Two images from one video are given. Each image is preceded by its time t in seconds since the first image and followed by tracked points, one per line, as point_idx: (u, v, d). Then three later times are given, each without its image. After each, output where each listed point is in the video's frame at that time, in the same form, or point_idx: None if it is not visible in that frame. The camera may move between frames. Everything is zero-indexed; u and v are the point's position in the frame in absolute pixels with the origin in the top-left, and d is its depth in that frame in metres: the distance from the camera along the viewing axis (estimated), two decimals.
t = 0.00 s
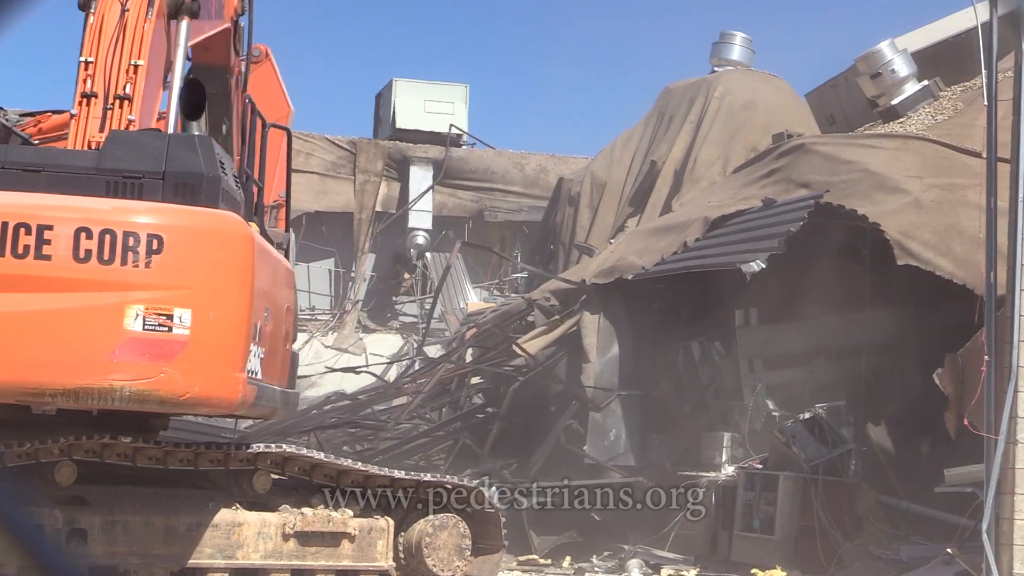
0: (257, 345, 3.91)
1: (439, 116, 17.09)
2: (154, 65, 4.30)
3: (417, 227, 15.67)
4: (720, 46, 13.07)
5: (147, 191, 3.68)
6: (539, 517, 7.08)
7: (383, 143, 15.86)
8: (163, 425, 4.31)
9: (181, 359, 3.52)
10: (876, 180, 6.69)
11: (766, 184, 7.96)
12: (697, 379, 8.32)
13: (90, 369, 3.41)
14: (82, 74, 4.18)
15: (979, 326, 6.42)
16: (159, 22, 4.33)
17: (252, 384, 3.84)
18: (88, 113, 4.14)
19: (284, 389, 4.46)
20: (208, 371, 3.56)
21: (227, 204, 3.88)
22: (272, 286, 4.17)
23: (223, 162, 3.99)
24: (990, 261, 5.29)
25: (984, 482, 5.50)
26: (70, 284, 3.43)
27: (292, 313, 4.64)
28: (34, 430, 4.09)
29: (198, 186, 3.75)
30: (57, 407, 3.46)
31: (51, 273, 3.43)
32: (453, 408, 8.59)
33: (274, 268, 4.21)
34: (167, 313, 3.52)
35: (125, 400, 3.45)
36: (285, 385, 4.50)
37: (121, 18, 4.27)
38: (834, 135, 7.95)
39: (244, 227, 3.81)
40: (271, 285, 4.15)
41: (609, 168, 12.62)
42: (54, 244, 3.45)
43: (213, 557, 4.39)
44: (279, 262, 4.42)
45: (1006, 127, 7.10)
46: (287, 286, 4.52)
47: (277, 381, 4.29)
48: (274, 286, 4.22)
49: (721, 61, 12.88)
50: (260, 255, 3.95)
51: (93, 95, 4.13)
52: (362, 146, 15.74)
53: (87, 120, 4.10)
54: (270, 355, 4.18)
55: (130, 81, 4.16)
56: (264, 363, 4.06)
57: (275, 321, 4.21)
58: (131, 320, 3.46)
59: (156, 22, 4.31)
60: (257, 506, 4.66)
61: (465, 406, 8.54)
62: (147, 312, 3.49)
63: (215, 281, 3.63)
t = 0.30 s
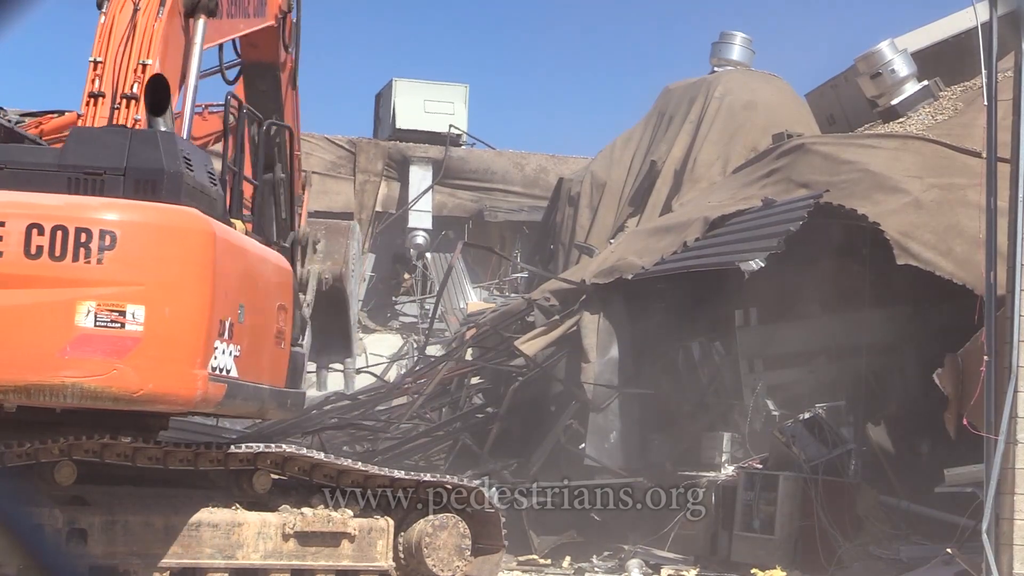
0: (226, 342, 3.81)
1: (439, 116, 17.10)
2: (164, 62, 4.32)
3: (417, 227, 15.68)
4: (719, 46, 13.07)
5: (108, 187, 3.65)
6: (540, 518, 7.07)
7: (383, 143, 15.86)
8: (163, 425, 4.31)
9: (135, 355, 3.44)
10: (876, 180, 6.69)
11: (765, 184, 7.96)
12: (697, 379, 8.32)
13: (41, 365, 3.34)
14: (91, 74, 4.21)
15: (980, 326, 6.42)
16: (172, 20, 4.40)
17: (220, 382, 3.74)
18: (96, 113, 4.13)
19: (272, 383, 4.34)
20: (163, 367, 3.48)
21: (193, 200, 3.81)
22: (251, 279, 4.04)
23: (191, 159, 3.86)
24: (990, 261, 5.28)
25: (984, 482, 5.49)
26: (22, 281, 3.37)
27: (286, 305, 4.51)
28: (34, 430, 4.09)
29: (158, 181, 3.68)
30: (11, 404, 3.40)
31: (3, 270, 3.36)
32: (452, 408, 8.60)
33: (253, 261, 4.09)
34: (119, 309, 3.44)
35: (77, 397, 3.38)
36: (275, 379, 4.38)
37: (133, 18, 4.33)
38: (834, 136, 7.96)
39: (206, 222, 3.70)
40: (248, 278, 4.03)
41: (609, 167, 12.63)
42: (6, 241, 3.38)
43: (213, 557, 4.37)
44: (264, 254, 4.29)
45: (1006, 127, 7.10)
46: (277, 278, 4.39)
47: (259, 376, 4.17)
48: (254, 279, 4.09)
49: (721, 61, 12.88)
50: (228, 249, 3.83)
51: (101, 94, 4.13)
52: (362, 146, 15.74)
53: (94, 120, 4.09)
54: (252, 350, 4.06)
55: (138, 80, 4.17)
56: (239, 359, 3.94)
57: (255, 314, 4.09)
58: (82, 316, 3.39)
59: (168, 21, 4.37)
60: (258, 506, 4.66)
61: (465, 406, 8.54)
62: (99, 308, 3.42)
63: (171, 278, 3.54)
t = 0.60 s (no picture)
0: (191, 339, 3.69)
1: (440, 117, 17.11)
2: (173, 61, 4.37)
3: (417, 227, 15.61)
4: (720, 46, 13.07)
5: (62, 184, 3.57)
6: (540, 518, 7.07)
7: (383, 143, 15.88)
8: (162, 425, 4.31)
9: (80, 352, 3.36)
10: (876, 180, 6.69)
11: (766, 184, 7.95)
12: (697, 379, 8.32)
13: None
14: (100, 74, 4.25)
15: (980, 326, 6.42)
16: (183, 18, 4.45)
17: (182, 379, 3.61)
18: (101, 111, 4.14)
19: (263, 381, 4.16)
20: (110, 364, 3.39)
21: (154, 195, 3.68)
22: (226, 274, 3.89)
23: (151, 155, 3.70)
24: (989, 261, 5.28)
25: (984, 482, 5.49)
26: None
27: (281, 301, 4.32)
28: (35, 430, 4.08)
29: (112, 178, 3.57)
30: None
31: None
32: (452, 408, 8.55)
33: (230, 255, 3.94)
34: (64, 306, 3.35)
35: (21, 393, 3.31)
36: (268, 377, 4.20)
37: (145, 17, 4.38)
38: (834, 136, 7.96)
39: (159, 217, 3.58)
40: (223, 272, 3.87)
41: (609, 168, 12.63)
42: None
43: (213, 557, 4.37)
44: (246, 249, 4.12)
45: (1006, 127, 7.09)
46: (267, 273, 4.22)
47: (244, 374, 4.01)
48: (232, 273, 3.94)
49: (721, 61, 12.88)
50: (192, 244, 3.70)
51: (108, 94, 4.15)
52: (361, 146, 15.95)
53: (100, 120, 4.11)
54: (231, 347, 3.90)
55: (145, 79, 4.21)
56: (212, 356, 3.80)
57: (234, 310, 3.93)
58: (26, 313, 3.31)
59: (179, 18, 4.42)
60: (257, 506, 4.68)
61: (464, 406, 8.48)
62: (44, 304, 3.33)
63: (119, 274, 3.44)
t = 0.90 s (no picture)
0: (156, 337, 3.62)
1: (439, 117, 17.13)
2: (179, 58, 4.59)
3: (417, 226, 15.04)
4: (719, 46, 13.07)
5: (20, 180, 3.52)
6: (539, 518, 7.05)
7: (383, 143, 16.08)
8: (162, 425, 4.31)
9: (29, 349, 3.28)
10: (876, 180, 6.69)
11: (766, 183, 7.95)
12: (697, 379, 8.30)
13: None
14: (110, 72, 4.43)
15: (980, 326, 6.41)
16: (192, 17, 4.71)
17: (144, 377, 3.54)
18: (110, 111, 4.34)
19: (251, 382, 4.11)
20: (61, 361, 3.32)
21: (116, 193, 3.64)
22: (200, 271, 3.82)
23: (113, 151, 3.68)
24: (990, 260, 5.27)
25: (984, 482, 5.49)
26: None
27: (274, 301, 4.29)
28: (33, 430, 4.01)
29: (70, 174, 3.53)
30: None
31: None
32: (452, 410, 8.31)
33: (203, 253, 3.87)
34: (12, 302, 3.27)
35: None
36: (257, 378, 4.15)
37: (154, 18, 4.60)
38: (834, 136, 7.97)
39: (118, 213, 3.51)
40: (195, 271, 3.80)
41: (609, 168, 12.65)
42: None
43: (213, 557, 4.39)
44: (223, 244, 4.04)
45: (1006, 128, 7.09)
46: (252, 271, 4.15)
47: (226, 373, 3.94)
48: (207, 271, 3.87)
49: (721, 61, 12.87)
50: (155, 241, 3.63)
51: (116, 93, 4.34)
52: (361, 146, 15.98)
53: (108, 118, 4.30)
54: (206, 346, 3.84)
55: (152, 76, 4.41)
56: (183, 354, 3.73)
57: (211, 308, 3.86)
58: None
59: (188, 16, 4.68)
60: (257, 506, 4.71)
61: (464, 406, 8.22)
62: None
63: (72, 271, 3.36)
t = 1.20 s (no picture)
0: (129, 335, 3.62)
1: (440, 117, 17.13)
2: (186, 57, 4.64)
3: (417, 227, 15.34)
4: (719, 46, 13.06)
5: None
6: (539, 518, 7.03)
7: (382, 143, 16.07)
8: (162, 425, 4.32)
9: None
10: (876, 180, 6.69)
11: (766, 183, 7.96)
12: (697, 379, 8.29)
13: None
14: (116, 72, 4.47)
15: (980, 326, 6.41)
16: (200, 16, 4.78)
17: (114, 375, 3.54)
18: (115, 109, 4.34)
19: (237, 380, 4.10)
20: (25, 359, 3.32)
21: (88, 189, 3.64)
22: (176, 269, 3.82)
23: (84, 148, 3.67)
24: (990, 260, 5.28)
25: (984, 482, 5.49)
26: None
27: (266, 300, 4.29)
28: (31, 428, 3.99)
29: (37, 172, 3.52)
30: None
31: None
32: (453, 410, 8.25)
33: (180, 251, 3.86)
34: None
35: None
36: (245, 377, 4.15)
37: (161, 20, 4.66)
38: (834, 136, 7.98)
39: (85, 211, 3.51)
40: (170, 269, 3.80)
41: (609, 168, 12.65)
42: None
43: (213, 557, 4.39)
44: (203, 241, 4.04)
45: (1006, 128, 7.09)
46: (237, 269, 4.14)
47: (206, 371, 3.94)
48: (184, 269, 3.86)
49: (721, 61, 12.87)
50: (126, 239, 3.63)
51: (121, 93, 4.36)
52: (361, 146, 16.00)
53: (112, 117, 4.30)
54: (185, 343, 3.84)
55: (157, 75, 4.47)
56: (158, 352, 3.73)
57: (189, 307, 3.86)
58: None
59: (195, 16, 4.74)
60: (257, 506, 4.72)
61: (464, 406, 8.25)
62: None
63: (36, 268, 3.36)
